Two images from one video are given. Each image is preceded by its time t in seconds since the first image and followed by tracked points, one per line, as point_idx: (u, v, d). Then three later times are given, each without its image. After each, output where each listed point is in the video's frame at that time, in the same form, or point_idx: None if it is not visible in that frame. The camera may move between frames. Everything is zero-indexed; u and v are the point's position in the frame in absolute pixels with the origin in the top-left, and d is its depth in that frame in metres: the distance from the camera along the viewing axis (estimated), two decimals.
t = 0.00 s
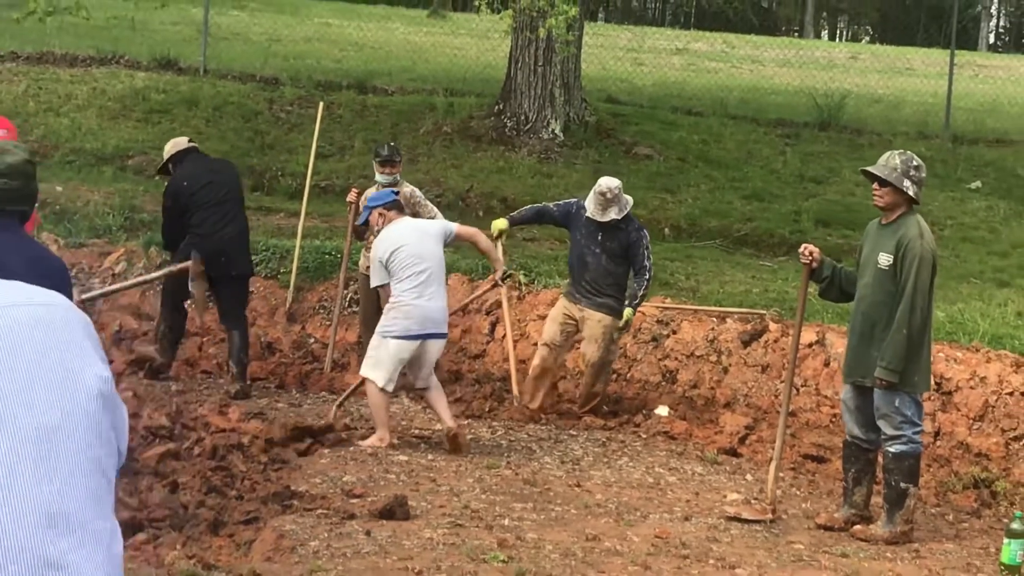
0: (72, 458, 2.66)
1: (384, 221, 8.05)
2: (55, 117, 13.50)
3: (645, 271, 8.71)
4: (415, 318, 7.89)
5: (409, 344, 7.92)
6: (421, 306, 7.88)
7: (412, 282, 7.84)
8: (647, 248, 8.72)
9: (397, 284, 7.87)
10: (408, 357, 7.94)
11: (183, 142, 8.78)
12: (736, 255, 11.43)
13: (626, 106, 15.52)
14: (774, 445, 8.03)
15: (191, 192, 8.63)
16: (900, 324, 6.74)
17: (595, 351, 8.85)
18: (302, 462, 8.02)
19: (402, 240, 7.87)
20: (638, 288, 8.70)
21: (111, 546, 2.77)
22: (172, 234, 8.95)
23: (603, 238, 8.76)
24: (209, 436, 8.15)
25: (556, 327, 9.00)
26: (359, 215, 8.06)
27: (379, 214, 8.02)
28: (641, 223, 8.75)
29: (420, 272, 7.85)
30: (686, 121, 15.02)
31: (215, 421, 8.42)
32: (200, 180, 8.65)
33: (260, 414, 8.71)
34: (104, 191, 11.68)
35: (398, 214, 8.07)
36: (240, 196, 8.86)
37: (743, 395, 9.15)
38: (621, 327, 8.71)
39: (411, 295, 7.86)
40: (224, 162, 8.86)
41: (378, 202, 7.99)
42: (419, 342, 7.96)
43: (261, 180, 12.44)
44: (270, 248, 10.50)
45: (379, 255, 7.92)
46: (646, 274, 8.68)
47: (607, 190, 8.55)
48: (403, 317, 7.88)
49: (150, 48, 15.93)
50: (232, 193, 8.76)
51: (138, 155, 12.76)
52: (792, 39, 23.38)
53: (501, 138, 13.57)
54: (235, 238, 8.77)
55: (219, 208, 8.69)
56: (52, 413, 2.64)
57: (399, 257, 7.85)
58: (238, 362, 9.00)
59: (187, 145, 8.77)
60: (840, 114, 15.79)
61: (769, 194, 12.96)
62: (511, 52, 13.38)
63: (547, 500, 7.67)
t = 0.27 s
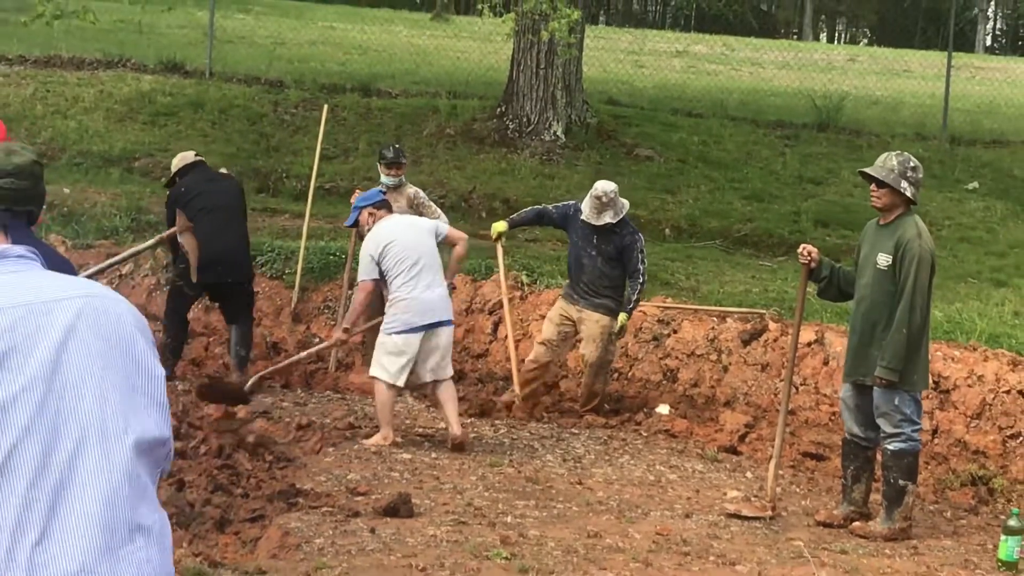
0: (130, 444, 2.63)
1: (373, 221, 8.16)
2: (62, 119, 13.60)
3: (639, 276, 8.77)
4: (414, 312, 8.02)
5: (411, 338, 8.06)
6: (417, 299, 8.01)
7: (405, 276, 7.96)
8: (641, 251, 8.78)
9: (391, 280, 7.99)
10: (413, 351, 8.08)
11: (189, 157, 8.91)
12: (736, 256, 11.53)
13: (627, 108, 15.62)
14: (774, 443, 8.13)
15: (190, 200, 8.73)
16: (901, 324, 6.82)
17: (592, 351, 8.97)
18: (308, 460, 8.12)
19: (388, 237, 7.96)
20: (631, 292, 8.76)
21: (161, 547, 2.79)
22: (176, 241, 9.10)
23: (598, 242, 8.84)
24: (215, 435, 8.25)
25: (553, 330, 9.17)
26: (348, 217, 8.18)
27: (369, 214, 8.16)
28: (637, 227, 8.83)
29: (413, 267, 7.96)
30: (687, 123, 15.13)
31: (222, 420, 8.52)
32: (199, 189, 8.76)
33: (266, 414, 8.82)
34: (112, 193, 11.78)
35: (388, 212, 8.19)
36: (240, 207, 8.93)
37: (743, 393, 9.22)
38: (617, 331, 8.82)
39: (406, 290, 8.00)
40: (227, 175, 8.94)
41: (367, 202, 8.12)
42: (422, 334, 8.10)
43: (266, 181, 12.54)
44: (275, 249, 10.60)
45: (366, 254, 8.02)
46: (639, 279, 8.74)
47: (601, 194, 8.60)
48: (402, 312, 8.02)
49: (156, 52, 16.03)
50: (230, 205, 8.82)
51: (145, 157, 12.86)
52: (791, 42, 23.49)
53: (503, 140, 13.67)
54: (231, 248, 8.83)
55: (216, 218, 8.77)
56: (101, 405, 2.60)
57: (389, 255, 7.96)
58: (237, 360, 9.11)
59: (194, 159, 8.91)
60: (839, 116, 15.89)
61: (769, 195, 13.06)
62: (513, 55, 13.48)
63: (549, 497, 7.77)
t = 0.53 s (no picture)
0: (170, 440, 2.73)
1: (363, 218, 8.19)
2: (67, 121, 13.66)
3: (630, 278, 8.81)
4: (412, 308, 8.08)
5: (409, 333, 8.12)
6: (414, 294, 8.08)
7: (399, 273, 8.03)
8: (635, 253, 8.83)
9: (385, 278, 8.05)
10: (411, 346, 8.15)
11: (229, 156, 9.00)
12: (737, 256, 11.59)
13: (628, 109, 15.68)
14: (774, 442, 8.18)
15: (211, 200, 8.85)
16: (900, 324, 6.87)
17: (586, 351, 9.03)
18: (311, 459, 8.17)
19: (381, 233, 8.03)
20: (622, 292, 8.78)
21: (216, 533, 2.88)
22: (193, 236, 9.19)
23: (592, 241, 8.91)
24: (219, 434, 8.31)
25: (544, 335, 9.20)
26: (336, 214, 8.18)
27: (360, 209, 8.17)
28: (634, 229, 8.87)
29: (406, 263, 8.02)
30: (688, 124, 15.19)
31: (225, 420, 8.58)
32: (222, 191, 8.85)
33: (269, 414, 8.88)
34: (116, 194, 11.84)
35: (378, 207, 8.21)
36: (262, 216, 8.96)
37: (744, 393, 9.25)
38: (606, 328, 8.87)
39: (402, 287, 8.06)
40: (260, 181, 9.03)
41: (357, 196, 8.12)
42: (421, 329, 8.17)
43: (270, 182, 12.60)
44: (279, 249, 10.67)
45: (359, 251, 8.05)
46: (630, 280, 8.78)
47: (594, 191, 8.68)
48: (399, 309, 8.07)
49: (161, 54, 16.09)
50: (256, 210, 8.90)
51: (149, 158, 12.91)
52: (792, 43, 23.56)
53: (505, 141, 13.72)
54: (242, 255, 8.87)
55: (232, 222, 8.84)
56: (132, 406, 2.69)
57: (381, 253, 8.02)
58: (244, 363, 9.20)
59: (233, 159, 8.98)
60: (839, 117, 15.94)
61: (769, 196, 13.12)
62: (515, 56, 13.54)
63: (551, 496, 7.82)
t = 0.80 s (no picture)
0: (95, 444, 2.27)
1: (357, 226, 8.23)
2: (71, 123, 13.71)
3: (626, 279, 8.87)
4: (414, 309, 8.14)
5: (412, 334, 8.17)
6: (414, 296, 8.13)
7: (398, 276, 8.08)
8: (634, 256, 8.88)
9: (385, 282, 8.11)
10: (415, 347, 8.20)
11: (230, 157, 9.03)
12: (737, 256, 11.64)
13: (629, 111, 15.74)
14: (773, 442, 8.24)
15: (216, 201, 8.89)
16: (899, 324, 6.92)
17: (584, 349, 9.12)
18: (314, 459, 8.22)
19: (378, 238, 8.09)
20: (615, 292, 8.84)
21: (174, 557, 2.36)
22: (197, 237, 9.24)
23: (595, 242, 8.94)
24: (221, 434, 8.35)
25: (547, 337, 9.25)
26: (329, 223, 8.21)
27: (352, 218, 8.22)
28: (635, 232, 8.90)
29: (405, 267, 8.08)
30: (688, 126, 15.25)
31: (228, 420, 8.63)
32: (226, 192, 8.89)
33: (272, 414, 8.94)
34: (120, 195, 11.89)
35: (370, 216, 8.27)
36: (267, 215, 8.99)
37: (744, 393, 9.31)
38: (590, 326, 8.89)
39: (402, 289, 8.11)
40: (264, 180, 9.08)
41: (349, 205, 8.18)
42: (423, 330, 8.22)
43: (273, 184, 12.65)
44: (281, 250, 10.73)
45: (356, 259, 8.10)
46: (625, 281, 8.83)
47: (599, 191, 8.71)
48: (401, 311, 8.13)
49: (164, 56, 16.14)
50: (262, 210, 8.94)
51: (153, 160, 12.97)
52: (792, 45, 23.62)
53: (507, 142, 13.78)
54: (247, 255, 8.91)
55: (237, 222, 8.89)
56: (55, 421, 2.26)
57: (379, 258, 8.08)
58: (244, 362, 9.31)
59: (234, 160, 9.02)
60: (839, 118, 16.00)
61: (769, 197, 13.17)
62: (516, 59, 13.60)
63: (552, 496, 7.87)
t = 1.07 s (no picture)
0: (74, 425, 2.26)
1: (365, 223, 8.32)
2: (74, 125, 13.74)
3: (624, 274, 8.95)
4: (413, 309, 8.16)
5: (410, 335, 8.18)
6: (415, 296, 8.16)
7: (401, 274, 8.13)
8: (634, 251, 8.95)
9: (388, 279, 8.14)
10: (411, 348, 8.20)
11: (221, 155, 9.08)
12: (738, 257, 11.68)
13: (629, 113, 15.78)
14: (775, 442, 8.27)
15: (207, 201, 8.93)
16: (899, 325, 6.95)
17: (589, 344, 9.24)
18: (316, 460, 8.24)
19: (383, 236, 8.15)
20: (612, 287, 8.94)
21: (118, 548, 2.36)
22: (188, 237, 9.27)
23: (597, 237, 9.05)
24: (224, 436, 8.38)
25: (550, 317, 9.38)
26: (338, 219, 8.31)
27: (362, 215, 8.32)
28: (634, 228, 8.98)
29: (409, 265, 8.14)
30: (689, 127, 15.28)
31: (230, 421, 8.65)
32: (217, 191, 8.93)
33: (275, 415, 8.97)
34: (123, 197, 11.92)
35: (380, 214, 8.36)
36: (258, 212, 9.04)
37: (745, 394, 9.36)
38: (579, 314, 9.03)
39: (403, 288, 8.15)
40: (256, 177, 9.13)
41: (361, 202, 8.28)
42: (420, 331, 8.24)
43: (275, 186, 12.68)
44: (284, 252, 10.76)
45: (360, 253, 8.18)
46: (622, 276, 8.91)
47: (603, 185, 8.82)
48: (401, 310, 8.14)
49: (166, 58, 16.18)
50: (255, 208, 8.99)
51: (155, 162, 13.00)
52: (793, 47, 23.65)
53: (508, 144, 13.81)
54: (241, 253, 8.95)
55: (229, 220, 8.93)
56: (42, 408, 2.22)
57: (384, 254, 8.14)
58: (248, 364, 9.30)
59: (225, 158, 9.07)
60: (839, 119, 16.04)
61: (770, 198, 13.20)
62: (517, 61, 13.63)
63: (554, 497, 7.90)
